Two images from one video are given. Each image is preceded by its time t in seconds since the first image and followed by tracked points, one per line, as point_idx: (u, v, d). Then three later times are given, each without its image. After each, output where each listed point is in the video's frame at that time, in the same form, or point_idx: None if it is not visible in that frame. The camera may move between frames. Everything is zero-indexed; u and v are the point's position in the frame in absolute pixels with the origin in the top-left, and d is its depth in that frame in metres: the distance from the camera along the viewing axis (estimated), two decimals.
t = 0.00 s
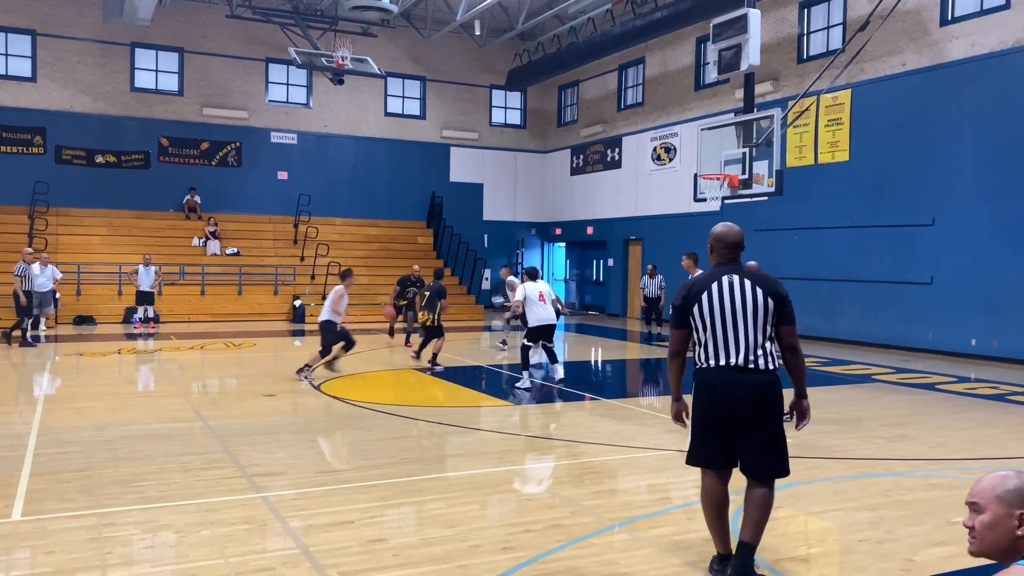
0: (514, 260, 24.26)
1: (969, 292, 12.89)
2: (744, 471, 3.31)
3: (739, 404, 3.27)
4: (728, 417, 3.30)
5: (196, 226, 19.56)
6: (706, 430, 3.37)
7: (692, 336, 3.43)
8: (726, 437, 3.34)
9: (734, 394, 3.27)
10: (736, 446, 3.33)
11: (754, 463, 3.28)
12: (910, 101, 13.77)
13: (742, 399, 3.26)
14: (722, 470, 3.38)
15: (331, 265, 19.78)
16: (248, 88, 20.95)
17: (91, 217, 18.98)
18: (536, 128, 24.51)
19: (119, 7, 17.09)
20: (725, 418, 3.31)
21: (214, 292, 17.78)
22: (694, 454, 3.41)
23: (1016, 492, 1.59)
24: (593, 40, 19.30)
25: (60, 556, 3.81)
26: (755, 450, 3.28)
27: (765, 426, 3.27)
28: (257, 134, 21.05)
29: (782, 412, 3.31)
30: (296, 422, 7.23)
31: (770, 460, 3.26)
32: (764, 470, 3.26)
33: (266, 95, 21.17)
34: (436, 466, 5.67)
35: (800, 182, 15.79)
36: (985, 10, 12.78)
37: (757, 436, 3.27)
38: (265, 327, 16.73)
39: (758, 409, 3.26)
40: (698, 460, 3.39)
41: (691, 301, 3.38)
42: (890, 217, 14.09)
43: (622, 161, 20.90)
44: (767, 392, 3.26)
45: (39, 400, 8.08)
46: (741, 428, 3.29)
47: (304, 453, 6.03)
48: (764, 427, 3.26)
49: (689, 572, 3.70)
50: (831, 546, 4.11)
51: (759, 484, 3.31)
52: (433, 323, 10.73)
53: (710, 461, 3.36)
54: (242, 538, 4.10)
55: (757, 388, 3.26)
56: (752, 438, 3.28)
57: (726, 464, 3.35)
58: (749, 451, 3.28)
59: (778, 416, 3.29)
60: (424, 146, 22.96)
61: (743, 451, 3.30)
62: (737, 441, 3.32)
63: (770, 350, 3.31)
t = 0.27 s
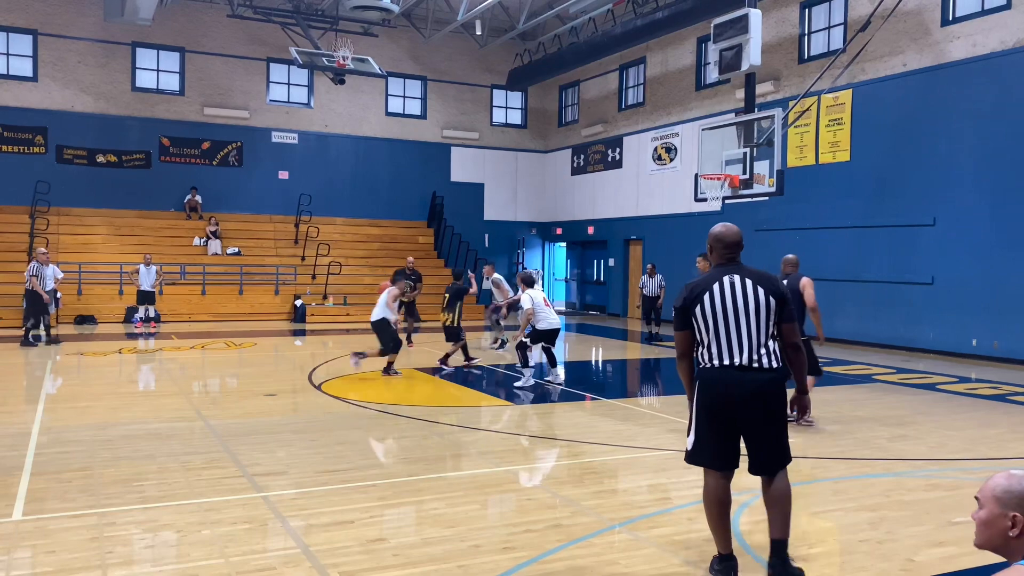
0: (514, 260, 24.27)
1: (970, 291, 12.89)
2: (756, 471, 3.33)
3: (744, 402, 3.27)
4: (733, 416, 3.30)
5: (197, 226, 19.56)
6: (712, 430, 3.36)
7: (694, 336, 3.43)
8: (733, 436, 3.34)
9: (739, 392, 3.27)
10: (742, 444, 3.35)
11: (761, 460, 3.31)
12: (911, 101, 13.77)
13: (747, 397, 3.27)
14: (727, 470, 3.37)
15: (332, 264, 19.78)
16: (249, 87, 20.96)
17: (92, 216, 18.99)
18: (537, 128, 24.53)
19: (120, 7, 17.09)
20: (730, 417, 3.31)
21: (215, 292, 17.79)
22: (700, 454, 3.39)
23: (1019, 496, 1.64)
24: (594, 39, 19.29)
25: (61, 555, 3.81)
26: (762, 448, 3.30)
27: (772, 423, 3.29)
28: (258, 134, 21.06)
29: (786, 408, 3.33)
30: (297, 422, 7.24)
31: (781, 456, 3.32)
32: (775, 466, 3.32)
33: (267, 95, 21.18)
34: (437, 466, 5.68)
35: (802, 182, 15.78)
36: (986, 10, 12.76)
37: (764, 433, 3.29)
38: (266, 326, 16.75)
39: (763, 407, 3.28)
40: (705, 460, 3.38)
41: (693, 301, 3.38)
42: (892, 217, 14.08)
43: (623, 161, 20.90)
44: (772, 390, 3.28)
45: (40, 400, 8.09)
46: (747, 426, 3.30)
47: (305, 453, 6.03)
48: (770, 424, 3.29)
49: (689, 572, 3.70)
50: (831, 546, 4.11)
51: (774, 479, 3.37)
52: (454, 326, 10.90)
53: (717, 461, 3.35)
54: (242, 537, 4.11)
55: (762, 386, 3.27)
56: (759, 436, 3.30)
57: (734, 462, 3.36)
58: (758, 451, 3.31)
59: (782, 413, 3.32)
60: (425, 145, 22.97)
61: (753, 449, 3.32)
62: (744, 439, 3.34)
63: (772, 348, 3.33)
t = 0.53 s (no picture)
0: (516, 259, 24.27)
1: (972, 291, 12.87)
2: (763, 471, 3.33)
3: (753, 401, 3.28)
4: (742, 414, 3.30)
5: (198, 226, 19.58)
6: (719, 429, 3.35)
7: (704, 334, 3.42)
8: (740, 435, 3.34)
9: (749, 391, 3.27)
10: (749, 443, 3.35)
11: (769, 460, 3.31)
12: (913, 101, 13.76)
13: (756, 396, 3.27)
14: (733, 469, 3.37)
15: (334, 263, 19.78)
16: (251, 87, 20.98)
17: (93, 216, 19.01)
18: (539, 127, 24.54)
19: (123, 7, 17.11)
20: (739, 415, 3.31)
21: (217, 292, 17.80)
22: (708, 453, 3.38)
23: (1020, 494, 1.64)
24: (595, 39, 19.28)
25: (64, 554, 3.82)
26: (770, 447, 3.30)
27: (780, 423, 3.30)
28: (260, 134, 21.09)
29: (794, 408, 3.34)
30: (299, 421, 7.25)
31: (791, 457, 3.31)
32: (784, 467, 3.31)
33: (269, 94, 21.19)
34: (438, 465, 5.68)
35: (803, 182, 15.77)
36: (988, 9, 12.75)
37: (773, 433, 3.30)
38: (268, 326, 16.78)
39: (772, 406, 3.29)
40: (712, 459, 3.37)
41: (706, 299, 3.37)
42: (894, 216, 14.06)
43: (624, 160, 20.90)
44: (781, 390, 3.29)
45: (43, 399, 8.11)
46: (754, 425, 3.30)
47: (307, 453, 6.04)
48: (777, 423, 3.29)
49: (691, 572, 3.70)
50: (833, 546, 4.11)
51: (783, 479, 3.34)
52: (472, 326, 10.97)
53: (724, 461, 3.34)
54: (245, 537, 4.11)
55: (772, 386, 3.28)
56: (767, 435, 3.30)
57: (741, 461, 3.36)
58: (766, 451, 3.30)
59: (790, 413, 3.33)
60: (426, 145, 22.97)
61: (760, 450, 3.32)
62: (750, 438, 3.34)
63: (782, 348, 3.34)
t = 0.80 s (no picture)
0: (517, 258, 24.25)
1: (975, 290, 12.84)
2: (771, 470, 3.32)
3: (762, 399, 3.27)
4: (750, 412, 3.30)
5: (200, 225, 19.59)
6: (729, 427, 3.35)
7: (716, 331, 3.41)
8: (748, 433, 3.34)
9: (757, 388, 3.27)
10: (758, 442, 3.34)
11: (778, 459, 3.30)
12: (916, 99, 13.74)
13: (765, 394, 3.27)
14: (741, 468, 3.36)
15: (336, 262, 19.78)
16: (253, 86, 20.99)
17: (95, 216, 19.02)
18: (541, 126, 24.55)
19: (124, 6, 17.11)
20: (748, 413, 3.31)
21: (219, 291, 17.82)
22: (716, 451, 3.38)
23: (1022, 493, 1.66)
24: (597, 38, 19.26)
25: (66, 553, 3.83)
26: (780, 446, 3.29)
27: (789, 421, 3.29)
28: (261, 133, 21.10)
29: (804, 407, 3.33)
30: (301, 420, 7.26)
31: (799, 456, 3.29)
32: (791, 466, 3.29)
33: (270, 94, 21.21)
34: (440, 464, 5.68)
35: (805, 180, 15.75)
36: (991, 7, 12.73)
37: (780, 432, 3.29)
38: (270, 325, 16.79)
39: (782, 404, 3.28)
40: (721, 457, 3.37)
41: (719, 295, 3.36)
42: (896, 215, 14.04)
43: (626, 159, 20.89)
44: (791, 388, 3.28)
45: (45, 398, 8.12)
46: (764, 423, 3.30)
47: (309, 451, 6.04)
48: (787, 422, 3.28)
49: (693, 571, 3.69)
50: (835, 545, 4.10)
51: (789, 478, 3.32)
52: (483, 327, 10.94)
53: (732, 459, 3.34)
54: (247, 536, 4.12)
55: (782, 384, 3.27)
56: (777, 433, 3.29)
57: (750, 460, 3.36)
58: (774, 449, 3.30)
59: (801, 412, 3.31)
60: (428, 144, 22.97)
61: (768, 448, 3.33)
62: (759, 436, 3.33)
63: (793, 347, 3.33)
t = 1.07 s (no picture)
0: (519, 258, 24.25)
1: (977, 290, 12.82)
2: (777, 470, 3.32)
3: (770, 399, 3.28)
4: (758, 412, 3.30)
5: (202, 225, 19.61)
6: (736, 426, 3.34)
7: (725, 330, 3.41)
8: (755, 433, 3.33)
9: (765, 389, 3.27)
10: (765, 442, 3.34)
11: (784, 459, 3.30)
12: (918, 98, 13.73)
13: (773, 394, 3.27)
14: (748, 468, 3.36)
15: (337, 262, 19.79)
16: (254, 86, 21.01)
17: (98, 216, 19.05)
18: (542, 126, 24.55)
19: (126, 6, 17.14)
20: (755, 413, 3.30)
21: (221, 291, 17.84)
22: (723, 451, 3.37)
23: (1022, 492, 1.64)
24: (599, 37, 19.26)
25: (68, 553, 3.83)
26: (786, 446, 3.29)
27: (795, 421, 3.29)
28: (263, 133, 21.12)
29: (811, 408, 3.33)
30: (303, 420, 7.27)
31: (805, 456, 3.29)
32: (797, 465, 3.28)
33: (272, 94, 21.23)
34: (442, 464, 5.69)
35: (807, 180, 15.74)
36: (993, 6, 12.71)
37: (787, 432, 3.30)
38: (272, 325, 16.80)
39: (790, 404, 3.28)
40: (727, 456, 3.37)
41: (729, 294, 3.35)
42: (898, 214, 14.03)
43: (628, 159, 20.89)
44: (798, 389, 3.28)
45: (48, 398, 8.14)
46: (771, 423, 3.30)
47: (311, 451, 6.05)
48: (794, 422, 3.28)
49: (694, 571, 3.69)
50: (837, 545, 4.10)
51: (794, 477, 3.32)
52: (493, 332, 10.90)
53: (739, 459, 3.34)
54: (249, 536, 4.12)
55: (789, 384, 3.27)
56: (783, 433, 3.29)
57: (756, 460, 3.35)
58: (781, 449, 3.30)
59: (807, 412, 3.31)
60: (429, 144, 22.98)
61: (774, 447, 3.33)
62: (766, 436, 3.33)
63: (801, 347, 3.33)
